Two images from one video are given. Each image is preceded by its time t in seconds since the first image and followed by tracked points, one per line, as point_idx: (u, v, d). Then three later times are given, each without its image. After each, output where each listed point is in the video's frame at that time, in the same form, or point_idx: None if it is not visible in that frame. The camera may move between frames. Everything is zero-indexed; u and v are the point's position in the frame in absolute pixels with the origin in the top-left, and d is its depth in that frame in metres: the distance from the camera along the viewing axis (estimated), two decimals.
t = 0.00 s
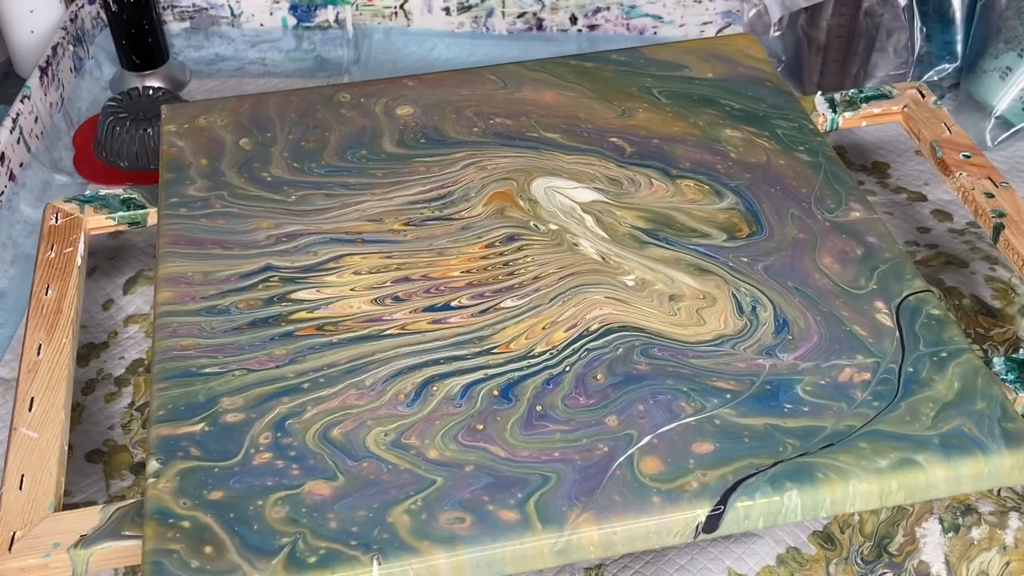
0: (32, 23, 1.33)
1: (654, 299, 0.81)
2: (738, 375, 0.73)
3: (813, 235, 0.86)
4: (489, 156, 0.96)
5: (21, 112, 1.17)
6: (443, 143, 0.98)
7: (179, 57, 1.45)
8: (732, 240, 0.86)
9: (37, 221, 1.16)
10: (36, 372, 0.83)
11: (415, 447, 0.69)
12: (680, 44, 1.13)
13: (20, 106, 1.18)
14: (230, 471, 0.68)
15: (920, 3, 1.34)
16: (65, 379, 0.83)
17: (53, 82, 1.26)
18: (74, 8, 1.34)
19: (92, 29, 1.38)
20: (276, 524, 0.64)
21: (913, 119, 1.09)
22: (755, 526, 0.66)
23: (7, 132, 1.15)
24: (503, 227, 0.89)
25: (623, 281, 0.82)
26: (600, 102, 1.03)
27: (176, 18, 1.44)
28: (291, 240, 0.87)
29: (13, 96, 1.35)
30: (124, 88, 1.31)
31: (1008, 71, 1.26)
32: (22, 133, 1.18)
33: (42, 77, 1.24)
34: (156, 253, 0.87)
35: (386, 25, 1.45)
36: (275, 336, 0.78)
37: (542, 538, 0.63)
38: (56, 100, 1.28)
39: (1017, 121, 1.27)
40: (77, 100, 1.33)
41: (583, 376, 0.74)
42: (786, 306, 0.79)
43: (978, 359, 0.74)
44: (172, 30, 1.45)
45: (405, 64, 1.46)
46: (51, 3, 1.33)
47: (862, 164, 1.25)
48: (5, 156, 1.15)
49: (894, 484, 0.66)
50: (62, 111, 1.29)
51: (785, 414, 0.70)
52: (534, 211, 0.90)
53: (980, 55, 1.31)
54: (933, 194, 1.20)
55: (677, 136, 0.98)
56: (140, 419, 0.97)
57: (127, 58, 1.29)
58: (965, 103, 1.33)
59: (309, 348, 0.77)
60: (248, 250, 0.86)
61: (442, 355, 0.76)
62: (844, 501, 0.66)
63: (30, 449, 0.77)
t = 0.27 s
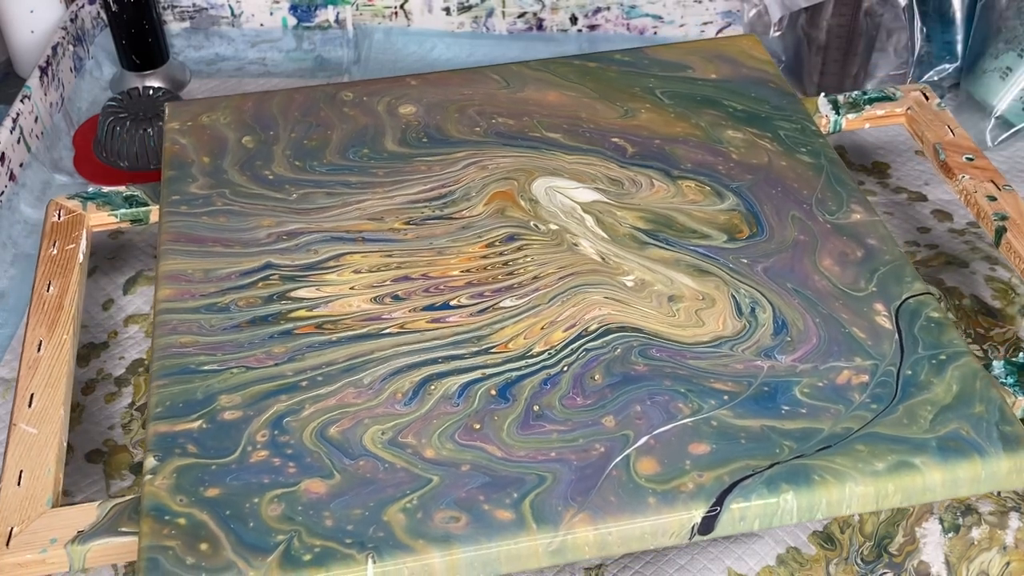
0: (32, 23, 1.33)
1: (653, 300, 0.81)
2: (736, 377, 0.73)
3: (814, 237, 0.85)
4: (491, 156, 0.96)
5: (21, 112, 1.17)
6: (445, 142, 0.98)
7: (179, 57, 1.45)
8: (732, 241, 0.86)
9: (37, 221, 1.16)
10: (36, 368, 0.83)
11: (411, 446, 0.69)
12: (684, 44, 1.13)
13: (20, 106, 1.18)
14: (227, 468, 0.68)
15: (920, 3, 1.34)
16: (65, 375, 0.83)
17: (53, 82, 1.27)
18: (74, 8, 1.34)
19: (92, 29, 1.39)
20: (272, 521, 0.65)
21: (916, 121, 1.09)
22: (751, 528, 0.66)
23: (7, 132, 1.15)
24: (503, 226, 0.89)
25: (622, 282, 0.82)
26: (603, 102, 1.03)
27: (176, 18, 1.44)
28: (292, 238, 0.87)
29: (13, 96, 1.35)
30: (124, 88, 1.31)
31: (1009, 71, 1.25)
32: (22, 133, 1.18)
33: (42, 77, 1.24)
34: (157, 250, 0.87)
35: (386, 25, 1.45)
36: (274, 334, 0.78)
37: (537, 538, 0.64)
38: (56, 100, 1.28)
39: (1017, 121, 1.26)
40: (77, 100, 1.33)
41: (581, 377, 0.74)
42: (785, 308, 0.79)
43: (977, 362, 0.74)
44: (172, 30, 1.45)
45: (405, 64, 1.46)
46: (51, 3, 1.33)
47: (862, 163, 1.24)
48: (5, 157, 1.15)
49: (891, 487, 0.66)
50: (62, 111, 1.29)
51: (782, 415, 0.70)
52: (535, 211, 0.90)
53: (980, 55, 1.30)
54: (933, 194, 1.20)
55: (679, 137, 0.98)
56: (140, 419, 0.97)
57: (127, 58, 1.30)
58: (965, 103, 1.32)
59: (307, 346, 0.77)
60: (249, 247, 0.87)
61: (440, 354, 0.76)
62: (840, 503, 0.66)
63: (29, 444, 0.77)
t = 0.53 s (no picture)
0: (32, 23, 1.34)
1: (652, 301, 0.80)
2: (734, 378, 0.73)
3: (814, 238, 0.85)
4: (491, 156, 0.96)
5: (21, 112, 1.17)
6: (446, 141, 0.98)
7: (179, 57, 1.45)
8: (732, 242, 0.86)
9: (37, 220, 1.16)
10: (35, 366, 0.84)
11: (409, 445, 0.69)
12: (686, 44, 1.13)
13: (20, 106, 1.18)
14: (225, 466, 0.68)
15: (920, 3, 1.34)
16: (65, 373, 0.83)
17: (53, 82, 1.27)
18: (74, 8, 1.35)
19: (92, 29, 1.39)
20: (269, 520, 0.65)
21: (918, 122, 1.09)
22: (747, 528, 0.66)
23: (8, 132, 1.16)
24: (504, 226, 0.89)
25: (621, 282, 0.82)
26: (604, 102, 1.03)
27: (176, 17, 1.44)
28: (292, 237, 0.87)
29: (13, 96, 1.35)
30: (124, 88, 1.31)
31: (1008, 71, 1.25)
32: (22, 133, 1.18)
33: (42, 77, 1.24)
34: (158, 248, 0.87)
35: (386, 25, 1.45)
36: (273, 333, 0.78)
37: (533, 537, 0.64)
38: (56, 100, 1.28)
39: (1017, 121, 1.26)
40: (77, 100, 1.33)
41: (579, 376, 0.74)
42: (784, 309, 0.79)
43: (976, 364, 0.74)
44: (172, 30, 1.45)
45: (405, 64, 1.46)
46: (51, 3, 1.34)
47: (862, 163, 1.24)
48: (5, 157, 1.15)
49: (888, 488, 0.66)
50: (62, 111, 1.29)
51: (780, 416, 0.70)
52: (535, 210, 0.90)
53: (980, 55, 1.30)
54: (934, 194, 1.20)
55: (680, 137, 0.98)
56: (140, 419, 0.96)
57: (127, 58, 1.30)
58: (965, 103, 1.32)
59: (306, 345, 0.77)
60: (249, 246, 0.87)
61: (438, 354, 0.76)
62: (837, 505, 0.66)
63: (29, 441, 0.77)
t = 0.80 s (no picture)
0: (32, 23, 1.34)
1: (651, 301, 0.80)
2: (733, 378, 0.73)
3: (814, 239, 0.85)
4: (492, 156, 0.96)
5: (21, 112, 1.17)
6: (447, 141, 0.98)
7: (180, 57, 1.45)
8: (731, 242, 0.86)
9: (37, 221, 1.16)
10: (36, 364, 0.84)
11: (407, 445, 0.69)
12: (688, 45, 1.13)
13: (20, 106, 1.18)
14: (223, 464, 0.68)
15: (921, 3, 1.32)
16: (65, 371, 0.83)
17: (53, 82, 1.27)
18: (74, 8, 1.35)
19: (92, 29, 1.39)
20: (266, 518, 0.65)
21: (919, 123, 1.09)
22: (745, 529, 0.66)
23: (7, 132, 1.16)
24: (504, 225, 0.89)
25: (621, 282, 0.82)
26: (605, 102, 1.03)
27: (176, 17, 1.44)
28: (292, 236, 0.88)
29: (13, 96, 1.36)
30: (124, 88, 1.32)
31: (1009, 70, 1.25)
32: (22, 133, 1.18)
33: (42, 77, 1.24)
34: (158, 247, 0.87)
35: (386, 25, 1.46)
36: (273, 331, 0.78)
37: (530, 537, 0.64)
38: (56, 100, 1.28)
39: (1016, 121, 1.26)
40: (77, 100, 1.33)
41: (577, 376, 0.74)
42: (783, 309, 0.79)
43: (975, 365, 0.73)
44: (172, 30, 1.45)
45: (405, 63, 1.46)
46: (51, 3, 1.34)
47: (862, 163, 1.24)
48: (5, 157, 1.15)
49: (886, 489, 0.66)
50: (62, 111, 1.29)
51: (778, 417, 0.70)
52: (535, 210, 0.90)
53: (979, 56, 1.29)
54: (934, 194, 1.20)
55: (681, 138, 0.98)
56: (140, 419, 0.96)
57: (127, 58, 1.30)
58: (965, 103, 1.32)
59: (305, 344, 0.77)
60: (249, 245, 0.87)
61: (437, 353, 0.76)
62: (835, 505, 0.66)
63: (28, 439, 0.77)
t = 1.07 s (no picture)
0: (32, 23, 1.34)
1: (651, 301, 0.80)
2: (732, 378, 0.73)
3: (814, 240, 0.85)
4: (493, 156, 0.96)
5: (21, 112, 1.17)
6: (447, 141, 0.98)
7: (180, 57, 1.45)
8: (732, 242, 0.86)
9: (37, 220, 1.16)
10: (36, 362, 0.84)
11: (406, 444, 0.69)
12: (689, 45, 1.13)
13: (20, 106, 1.18)
14: (222, 464, 0.68)
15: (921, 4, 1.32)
16: (65, 369, 0.84)
17: (53, 82, 1.27)
18: (74, 8, 1.35)
19: (92, 29, 1.39)
20: (264, 517, 0.65)
21: (920, 124, 1.08)
22: (743, 530, 0.66)
23: (8, 132, 1.16)
24: (504, 225, 0.89)
25: (621, 282, 0.82)
26: (606, 102, 1.03)
27: (176, 17, 1.44)
28: (292, 235, 0.88)
29: (13, 95, 1.36)
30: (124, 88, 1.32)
31: (1009, 71, 1.24)
32: (22, 133, 1.18)
33: (42, 77, 1.24)
34: (159, 246, 0.88)
35: (386, 25, 1.46)
36: (272, 331, 0.78)
37: (528, 537, 0.64)
38: (56, 100, 1.28)
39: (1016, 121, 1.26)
40: (77, 100, 1.33)
41: (577, 376, 0.74)
42: (783, 310, 0.78)
43: (974, 367, 0.73)
44: (172, 30, 1.45)
45: (405, 64, 1.46)
46: (51, 3, 1.34)
47: (863, 163, 1.24)
48: (5, 157, 1.15)
49: (884, 490, 0.66)
50: (62, 111, 1.29)
51: (777, 417, 0.70)
52: (535, 210, 0.90)
53: (979, 56, 1.29)
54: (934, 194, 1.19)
55: (682, 138, 0.98)
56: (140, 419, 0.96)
57: (127, 58, 1.30)
58: (965, 103, 1.31)
59: (304, 343, 0.77)
60: (249, 244, 0.87)
61: (436, 353, 0.76)
62: (834, 506, 0.66)
63: (28, 437, 0.78)
